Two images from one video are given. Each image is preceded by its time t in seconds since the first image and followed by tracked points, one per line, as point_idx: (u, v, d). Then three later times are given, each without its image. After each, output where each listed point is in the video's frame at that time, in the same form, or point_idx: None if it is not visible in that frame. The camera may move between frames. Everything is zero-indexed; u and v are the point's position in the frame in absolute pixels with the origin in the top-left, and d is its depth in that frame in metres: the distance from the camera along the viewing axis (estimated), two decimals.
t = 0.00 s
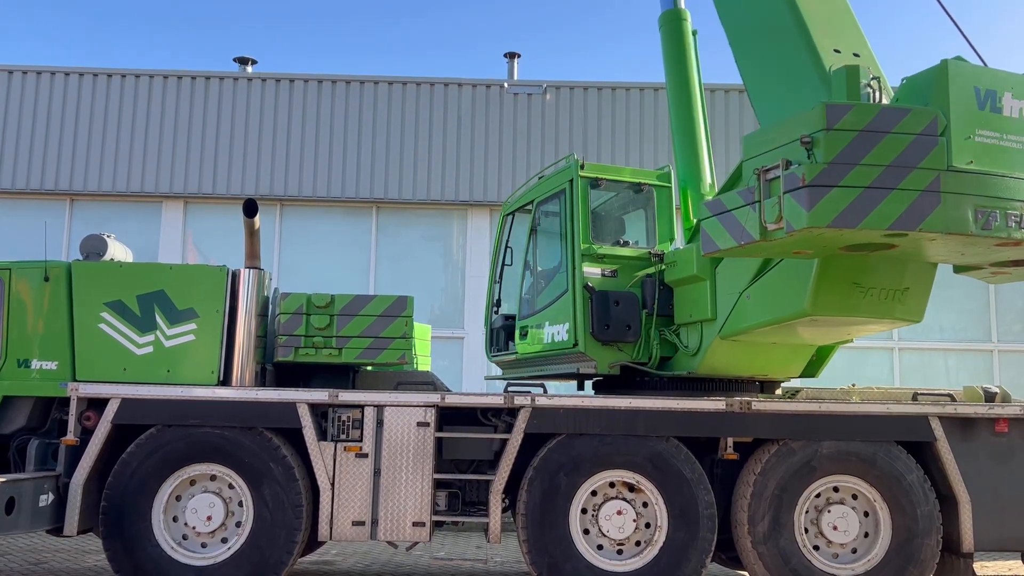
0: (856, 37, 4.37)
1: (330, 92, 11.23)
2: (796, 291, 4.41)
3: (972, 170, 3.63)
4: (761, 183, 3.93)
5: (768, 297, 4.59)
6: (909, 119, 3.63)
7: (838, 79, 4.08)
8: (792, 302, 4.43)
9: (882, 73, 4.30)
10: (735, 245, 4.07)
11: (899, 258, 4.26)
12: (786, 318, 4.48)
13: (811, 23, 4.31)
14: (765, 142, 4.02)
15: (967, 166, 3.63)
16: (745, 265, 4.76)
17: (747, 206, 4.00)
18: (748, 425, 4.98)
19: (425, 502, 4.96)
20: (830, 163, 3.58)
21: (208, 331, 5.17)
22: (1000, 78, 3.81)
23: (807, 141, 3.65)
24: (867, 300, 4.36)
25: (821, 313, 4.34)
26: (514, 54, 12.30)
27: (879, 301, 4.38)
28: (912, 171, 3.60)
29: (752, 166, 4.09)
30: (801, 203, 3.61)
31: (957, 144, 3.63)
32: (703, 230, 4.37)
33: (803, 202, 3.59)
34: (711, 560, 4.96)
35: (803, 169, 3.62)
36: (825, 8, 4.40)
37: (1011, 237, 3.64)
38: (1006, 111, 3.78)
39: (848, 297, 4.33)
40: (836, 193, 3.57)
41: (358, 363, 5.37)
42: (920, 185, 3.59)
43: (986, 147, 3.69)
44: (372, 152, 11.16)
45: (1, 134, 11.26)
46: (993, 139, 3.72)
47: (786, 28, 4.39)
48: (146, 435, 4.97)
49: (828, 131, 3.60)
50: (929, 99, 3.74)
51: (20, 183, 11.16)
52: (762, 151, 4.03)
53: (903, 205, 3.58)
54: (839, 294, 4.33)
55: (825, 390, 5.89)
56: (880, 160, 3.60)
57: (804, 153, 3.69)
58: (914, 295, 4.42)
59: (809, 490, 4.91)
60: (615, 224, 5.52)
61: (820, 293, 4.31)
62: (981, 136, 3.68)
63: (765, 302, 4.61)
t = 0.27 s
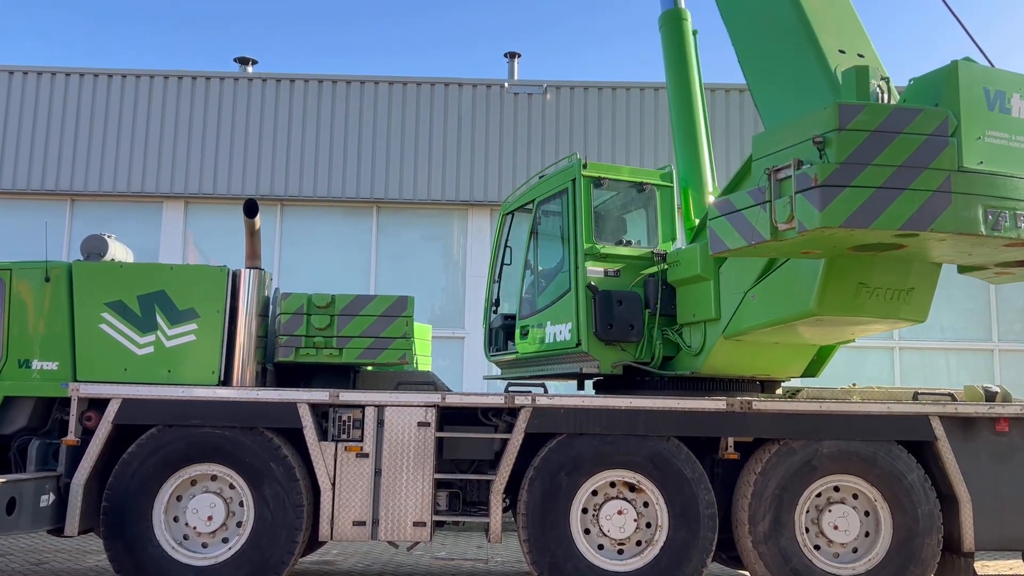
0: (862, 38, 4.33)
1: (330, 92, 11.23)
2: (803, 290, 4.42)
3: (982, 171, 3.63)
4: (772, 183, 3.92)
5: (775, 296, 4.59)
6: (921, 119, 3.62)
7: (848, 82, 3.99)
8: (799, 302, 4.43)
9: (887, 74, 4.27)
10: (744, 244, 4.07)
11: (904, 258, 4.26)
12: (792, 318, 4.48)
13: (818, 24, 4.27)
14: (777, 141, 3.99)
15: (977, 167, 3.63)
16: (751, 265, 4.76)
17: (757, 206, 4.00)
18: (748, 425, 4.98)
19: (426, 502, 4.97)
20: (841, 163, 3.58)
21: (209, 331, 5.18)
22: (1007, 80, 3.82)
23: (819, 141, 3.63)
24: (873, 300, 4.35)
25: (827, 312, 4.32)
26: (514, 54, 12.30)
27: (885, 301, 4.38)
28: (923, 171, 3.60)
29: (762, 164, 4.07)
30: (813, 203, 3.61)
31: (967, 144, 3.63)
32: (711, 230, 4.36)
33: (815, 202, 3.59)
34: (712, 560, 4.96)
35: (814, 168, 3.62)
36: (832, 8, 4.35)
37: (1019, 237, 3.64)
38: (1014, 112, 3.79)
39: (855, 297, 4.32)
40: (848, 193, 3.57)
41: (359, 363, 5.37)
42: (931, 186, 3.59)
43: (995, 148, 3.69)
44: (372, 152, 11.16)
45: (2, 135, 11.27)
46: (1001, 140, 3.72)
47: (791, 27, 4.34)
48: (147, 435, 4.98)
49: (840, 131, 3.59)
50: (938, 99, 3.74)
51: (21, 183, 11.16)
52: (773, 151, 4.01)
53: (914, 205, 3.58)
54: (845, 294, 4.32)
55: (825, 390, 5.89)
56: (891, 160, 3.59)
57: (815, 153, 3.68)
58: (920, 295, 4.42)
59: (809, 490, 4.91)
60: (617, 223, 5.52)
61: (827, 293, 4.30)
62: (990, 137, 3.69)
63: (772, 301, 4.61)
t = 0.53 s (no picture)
0: (866, 38, 4.32)
1: (331, 92, 11.24)
2: (808, 291, 4.41)
3: (993, 172, 3.64)
4: (782, 183, 3.90)
5: (782, 297, 4.58)
6: (932, 120, 3.62)
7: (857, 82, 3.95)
8: (806, 302, 4.42)
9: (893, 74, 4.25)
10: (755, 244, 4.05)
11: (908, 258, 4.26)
12: (800, 318, 4.46)
13: (823, 24, 4.24)
14: (785, 141, 4.00)
15: (987, 168, 3.63)
16: (757, 265, 4.76)
17: (768, 206, 3.98)
18: (750, 425, 4.98)
19: (427, 502, 4.97)
20: (854, 163, 3.57)
21: (210, 332, 5.18)
22: (1016, 81, 3.83)
23: (832, 141, 3.62)
24: (879, 300, 4.35)
25: (833, 312, 4.31)
26: (515, 54, 12.30)
27: (890, 301, 4.38)
28: (934, 172, 3.60)
29: (773, 164, 4.07)
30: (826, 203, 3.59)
31: (978, 146, 3.63)
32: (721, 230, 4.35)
33: (828, 202, 3.58)
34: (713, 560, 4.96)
35: (827, 169, 3.61)
36: (836, 9, 4.33)
37: None
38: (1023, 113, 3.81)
39: (862, 297, 4.32)
40: (861, 194, 3.56)
41: (360, 363, 5.37)
42: (943, 186, 3.59)
43: (1005, 149, 3.70)
44: (373, 152, 11.17)
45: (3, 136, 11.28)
46: (1011, 142, 3.73)
47: (797, 28, 4.32)
48: (148, 436, 4.98)
49: (852, 131, 3.59)
50: (949, 99, 3.75)
51: (22, 184, 11.17)
52: (786, 150, 3.96)
53: (926, 205, 3.58)
54: (852, 294, 4.31)
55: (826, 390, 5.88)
56: (904, 161, 3.59)
57: (827, 153, 3.67)
58: (925, 295, 4.43)
59: (810, 490, 4.91)
60: (619, 223, 5.50)
61: (834, 293, 4.29)
62: (1000, 138, 3.70)
63: (779, 302, 4.60)
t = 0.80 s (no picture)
0: (870, 39, 4.32)
1: (332, 93, 11.24)
2: (815, 292, 4.41)
3: (1004, 173, 3.65)
4: (794, 184, 3.89)
5: (789, 298, 4.58)
6: (944, 121, 3.62)
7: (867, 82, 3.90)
8: (813, 303, 4.41)
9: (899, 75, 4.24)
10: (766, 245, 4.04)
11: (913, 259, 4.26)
12: (807, 319, 4.45)
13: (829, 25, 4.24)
14: (801, 139, 3.93)
15: (999, 169, 3.64)
16: (763, 266, 4.77)
17: (779, 206, 3.97)
18: (751, 425, 4.98)
19: (429, 502, 4.97)
20: (867, 164, 3.57)
21: (211, 333, 5.18)
22: None
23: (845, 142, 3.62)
24: (886, 301, 4.34)
25: (840, 314, 4.31)
26: (516, 55, 12.30)
27: (897, 301, 4.38)
28: (947, 173, 3.60)
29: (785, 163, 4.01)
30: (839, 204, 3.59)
31: (989, 147, 3.64)
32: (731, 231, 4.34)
33: (842, 203, 3.58)
34: (714, 560, 4.96)
35: (840, 170, 3.61)
36: (840, 9, 4.32)
37: None
38: None
39: (868, 297, 4.31)
40: (874, 195, 3.56)
41: (361, 364, 5.37)
42: (955, 188, 3.59)
43: (1017, 150, 3.72)
44: (374, 153, 11.17)
45: (5, 137, 11.29)
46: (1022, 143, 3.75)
47: (800, 29, 4.31)
48: (149, 437, 4.98)
49: (866, 132, 3.58)
50: (960, 101, 3.77)
51: (23, 184, 11.18)
52: (800, 150, 3.92)
53: (939, 206, 3.58)
54: (859, 295, 4.30)
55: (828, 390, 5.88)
56: (917, 162, 3.59)
57: (841, 154, 3.67)
58: (931, 295, 4.44)
59: (812, 490, 4.91)
60: (621, 223, 5.47)
61: (841, 294, 4.28)
62: (1011, 140, 3.71)
63: (786, 303, 4.59)
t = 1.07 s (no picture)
0: (876, 40, 4.32)
1: (334, 93, 11.25)
2: (822, 293, 4.39)
3: (1014, 174, 3.67)
4: (806, 184, 3.89)
5: (796, 298, 4.57)
6: (956, 122, 3.62)
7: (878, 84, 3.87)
8: (820, 304, 4.40)
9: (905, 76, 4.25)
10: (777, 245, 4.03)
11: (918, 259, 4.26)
12: (814, 320, 4.44)
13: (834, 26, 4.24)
14: (808, 142, 3.99)
15: (1009, 170, 3.67)
16: (768, 266, 4.77)
17: (791, 206, 3.96)
18: (753, 425, 4.98)
19: (430, 502, 4.97)
20: (880, 165, 3.56)
21: (213, 333, 5.19)
22: None
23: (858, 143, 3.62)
24: (893, 302, 4.34)
25: (847, 314, 4.30)
26: (517, 55, 12.30)
27: (903, 302, 4.37)
28: (959, 175, 3.60)
29: (795, 165, 4.06)
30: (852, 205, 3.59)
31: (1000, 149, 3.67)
32: (739, 231, 4.31)
33: (855, 204, 3.57)
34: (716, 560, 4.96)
35: (852, 171, 3.61)
36: (844, 10, 4.32)
37: None
38: None
39: (875, 298, 4.30)
40: (887, 196, 3.55)
41: (363, 364, 5.37)
42: (967, 188, 3.59)
43: None
44: (376, 153, 11.18)
45: (7, 138, 11.30)
46: None
47: (806, 30, 4.31)
48: (151, 437, 4.99)
49: (879, 133, 3.59)
50: (969, 102, 3.80)
51: (25, 185, 11.19)
52: (813, 150, 3.94)
53: (951, 207, 3.58)
54: (866, 296, 4.29)
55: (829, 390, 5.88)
56: (929, 163, 3.58)
57: (853, 155, 3.67)
58: (937, 296, 4.44)
59: (813, 490, 4.91)
60: (624, 223, 5.47)
61: (848, 295, 4.27)
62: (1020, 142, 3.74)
63: (793, 303, 4.58)
